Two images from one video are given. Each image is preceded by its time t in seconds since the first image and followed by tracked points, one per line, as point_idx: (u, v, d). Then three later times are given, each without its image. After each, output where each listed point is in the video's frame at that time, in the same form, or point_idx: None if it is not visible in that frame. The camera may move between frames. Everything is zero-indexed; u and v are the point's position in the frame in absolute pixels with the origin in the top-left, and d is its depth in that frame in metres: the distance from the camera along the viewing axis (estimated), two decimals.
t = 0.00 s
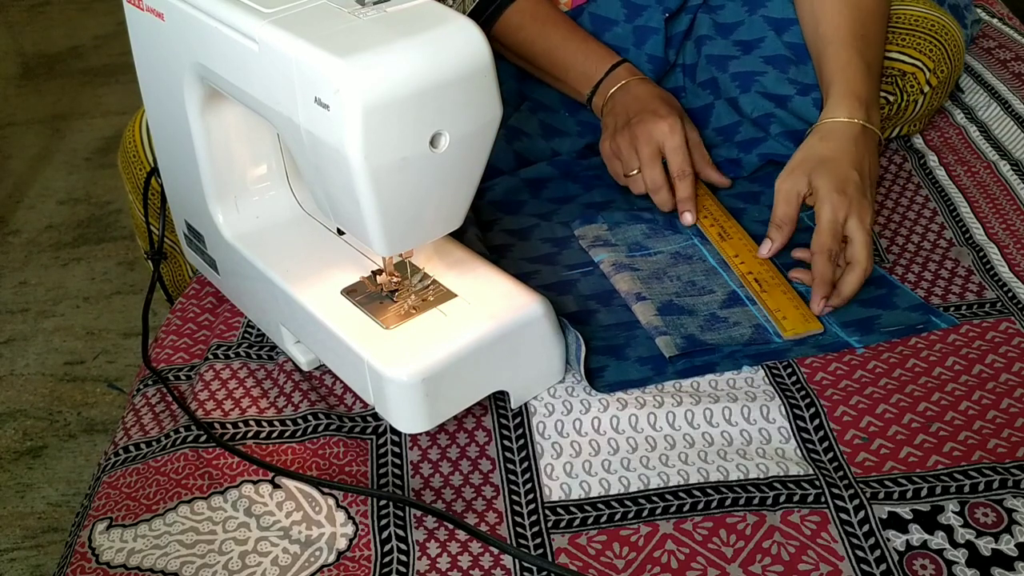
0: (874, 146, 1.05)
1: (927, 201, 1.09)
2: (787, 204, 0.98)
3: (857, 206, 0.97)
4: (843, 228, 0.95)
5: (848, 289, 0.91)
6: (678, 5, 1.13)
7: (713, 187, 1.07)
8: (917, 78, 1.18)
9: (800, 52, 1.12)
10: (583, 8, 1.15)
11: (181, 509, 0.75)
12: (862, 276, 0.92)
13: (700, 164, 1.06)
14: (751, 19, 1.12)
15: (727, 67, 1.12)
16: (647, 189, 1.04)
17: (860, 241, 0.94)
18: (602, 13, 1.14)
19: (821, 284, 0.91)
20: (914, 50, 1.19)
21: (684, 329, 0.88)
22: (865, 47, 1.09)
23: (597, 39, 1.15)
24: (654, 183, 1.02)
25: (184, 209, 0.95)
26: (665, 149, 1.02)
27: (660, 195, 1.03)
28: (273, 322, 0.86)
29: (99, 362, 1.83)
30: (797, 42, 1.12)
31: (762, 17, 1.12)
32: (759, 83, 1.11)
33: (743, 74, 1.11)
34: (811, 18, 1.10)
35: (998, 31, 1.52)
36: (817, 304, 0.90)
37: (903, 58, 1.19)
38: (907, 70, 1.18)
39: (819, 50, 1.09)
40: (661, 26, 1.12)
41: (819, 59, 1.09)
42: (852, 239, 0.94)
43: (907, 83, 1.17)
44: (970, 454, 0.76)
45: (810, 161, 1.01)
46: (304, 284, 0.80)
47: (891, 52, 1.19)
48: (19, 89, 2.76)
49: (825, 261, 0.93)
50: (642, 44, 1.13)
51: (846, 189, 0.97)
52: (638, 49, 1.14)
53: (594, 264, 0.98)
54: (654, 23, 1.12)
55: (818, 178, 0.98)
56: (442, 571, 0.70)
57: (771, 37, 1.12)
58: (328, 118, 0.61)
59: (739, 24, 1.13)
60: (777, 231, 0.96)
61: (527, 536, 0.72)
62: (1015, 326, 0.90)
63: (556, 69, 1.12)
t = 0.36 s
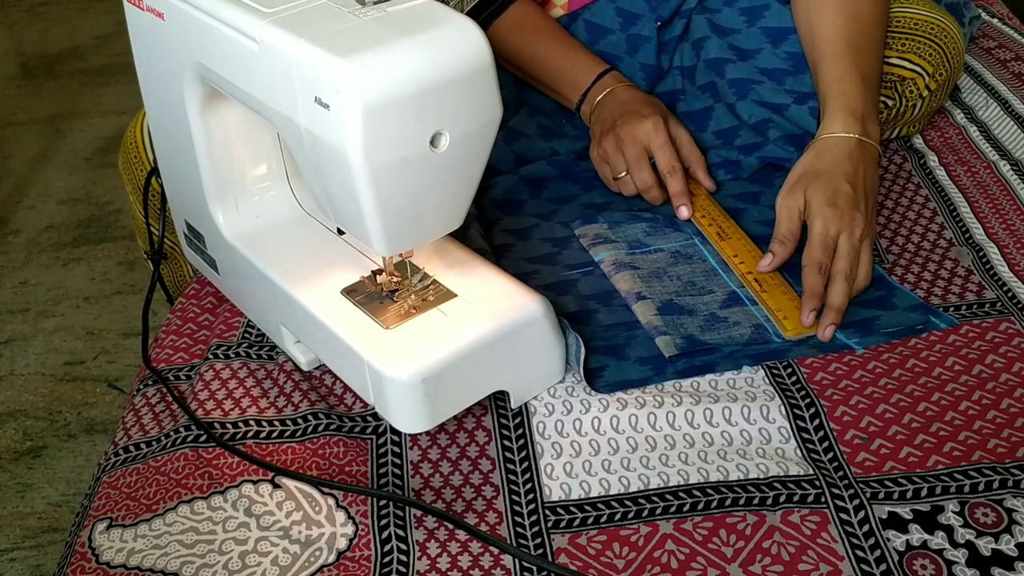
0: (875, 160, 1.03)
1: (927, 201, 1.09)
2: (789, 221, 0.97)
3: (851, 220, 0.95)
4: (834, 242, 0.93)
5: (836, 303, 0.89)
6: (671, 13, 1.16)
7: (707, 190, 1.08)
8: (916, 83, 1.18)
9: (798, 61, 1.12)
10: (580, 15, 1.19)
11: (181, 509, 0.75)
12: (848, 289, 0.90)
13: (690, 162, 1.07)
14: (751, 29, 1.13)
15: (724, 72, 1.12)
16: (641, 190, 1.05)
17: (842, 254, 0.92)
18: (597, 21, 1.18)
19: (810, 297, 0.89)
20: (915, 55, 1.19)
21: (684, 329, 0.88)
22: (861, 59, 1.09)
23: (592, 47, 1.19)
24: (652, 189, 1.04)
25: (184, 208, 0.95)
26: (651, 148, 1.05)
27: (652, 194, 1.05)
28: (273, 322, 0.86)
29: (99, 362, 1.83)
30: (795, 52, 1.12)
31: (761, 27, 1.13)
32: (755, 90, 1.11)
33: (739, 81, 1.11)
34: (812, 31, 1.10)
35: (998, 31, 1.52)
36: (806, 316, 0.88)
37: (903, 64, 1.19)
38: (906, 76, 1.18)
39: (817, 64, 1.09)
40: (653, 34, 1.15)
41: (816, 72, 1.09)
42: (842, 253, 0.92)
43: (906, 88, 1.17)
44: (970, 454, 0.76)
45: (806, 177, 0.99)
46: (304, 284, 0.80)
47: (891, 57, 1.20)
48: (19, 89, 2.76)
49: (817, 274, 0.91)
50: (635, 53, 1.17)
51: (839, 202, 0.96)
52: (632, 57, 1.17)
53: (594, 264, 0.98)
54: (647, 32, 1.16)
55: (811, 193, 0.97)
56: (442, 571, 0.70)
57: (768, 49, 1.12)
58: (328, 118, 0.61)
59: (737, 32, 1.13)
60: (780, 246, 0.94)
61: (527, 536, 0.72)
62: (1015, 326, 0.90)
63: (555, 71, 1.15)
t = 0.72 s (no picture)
0: (886, 179, 1.01)
1: (927, 201, 1.09)
2: (781, 224, 0.94)
3: (851, 240, 0.92)
4: (830, 259, 0.91)
5: (820, 321, 0.87)
6: (667, 20, 1.13)
7: (704, 193, 1.07)
8: (916, 84, 1.17)
9: (801, 79, 1.10)
10: (578, 17, 1.18)
11: (181, 509, 0.75)
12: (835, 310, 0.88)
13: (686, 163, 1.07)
14: (755, 43, 1.10)
15: (722, 84, 1.11)
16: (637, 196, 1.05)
17: (837, 272, 0.90)
18: (593, 25, 1.17)
19: (795, 312, 0.87)
20: (915, 56, 1.19)
21: (684, 330, 0.88)
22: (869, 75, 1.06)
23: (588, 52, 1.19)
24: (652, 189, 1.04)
25: (184, 208, 0.95)
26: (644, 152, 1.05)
27: (648, 197, 1.04)
28: (273, 322, 0.86)
29: (99, 361, 1.83)
30: (799, 69, 1.10)
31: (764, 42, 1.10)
32: (754, 105, 1.10)
33: (738, 94, 1.10)
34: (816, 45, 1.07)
35: (998, 30, 1.52)
36: (782, 326, 0.87)
37: (903, 64, 1.18)
38: (906, 76, 1.18)
39: (823, 79, 1.06)
40: (649, 41, 1.14)
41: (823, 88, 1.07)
42: (838, 270, 0.90)
43: (906, 88, 1.17)
44: (970, 454, 0.76)
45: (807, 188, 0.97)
46: (304, 284, 0.80)
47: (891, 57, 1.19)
48: (19, 89, 2.76)
49: (806, 291, 0.88)
50: (631, 58, 1.16)
51: (839, 220, 0.93)
52: (629, 64, 1.17)
53: (594, 264, 0.98)
54: (642, 38, 1.14)
55: (812, 207, 0.94)
56: (442, 571, 0.70)
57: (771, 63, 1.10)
58: (328, 118, 0.61)
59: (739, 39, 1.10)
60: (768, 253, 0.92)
61: (527, 536, 0.72)
62: (1016, 326, 0.90)
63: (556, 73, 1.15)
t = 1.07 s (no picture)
0: (890, 181, 1.01)
1: (927, 201, 1.09)
2: (788, 229, 0.94)
3: (858, 239, 0.92)
4: (838, 258, 0.91)
5: (821, 320, 0.87)
6: (665, 23, 1.13)
7: (703, 195, 1.08)
8: (916, 85, 1.17)
9: (801, 80, 1.10)
10: (578, 20, 1.19)
11: (181, 509, 0.75)
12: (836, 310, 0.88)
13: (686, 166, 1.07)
14: (755, 46, 1.10)
15: (722, 87, 1.11)
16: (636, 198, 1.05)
17: (842, 270, 0.90)
18: (593, 29, 1.17)
19: (805, 306, 0.87)
20: (915, 58, 1.19)
21: (684, 330, 0.88)
22: (872, 77, 1.06)
23: (587, 56, 1.19)
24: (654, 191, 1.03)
25: (185, 208, 0.95)
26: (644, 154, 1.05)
27: (647, 197, 1.04)
28: (273, 322, 0.86)
29: (99, 362, 1.83)
30: (800, 71, 1.10)
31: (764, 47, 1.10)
32: (754, 108, 1.10)
33: (738, 98, 1.10)
34: (818, 50, 1.07)
35: (998, 31, 1.52)
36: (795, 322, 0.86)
37: (904, 66, 1.18)
38: (906, 78, 1.18)
39: (827, 82, 1.06)
40: (647, 44, 1.14)
41: (826, 91, 1.07)
42: (844, 269, 0.90)
43: (905, 90, 1.17)
44: (970, 454, 0.76)
45: (814, 189, 0.97)
46: (304, 284, 0.80)
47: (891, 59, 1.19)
48: (19, 89, 2.76)
49: (817, 284, 0.88)
50: (630, 62, 1.16)
51: (846, 219, 0.93)
52: (627, 67, 1.17)
53: (594, 264, 0.98)
54: (641, 41, 1.15)
55: (818, 207, 0.94)
56: (442, 571, 0.70)
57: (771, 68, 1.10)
58: (329, 118, 0.61)
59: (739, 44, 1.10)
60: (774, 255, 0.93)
61: (527, 536, 0.72)
62: (1015, 326, 0.90)
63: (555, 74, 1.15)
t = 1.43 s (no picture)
0: (892, 177, 1.01)
1: (927, 201, 1.09)
2: (785, 229, 0.94)
3: (855, 239, 0.91)
4: (832, 259, 0.91)
5: (816, 319, 0.87)
6: (666, 23, 1.13)
7: (702, 196, 1.08)
8: (917, 84, 1.17)
9: (802, 80, 1.09)
10: (579, 19, 1.18)
11: (181, 509, 0.75)
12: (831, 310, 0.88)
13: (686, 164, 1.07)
14: (755, 46, 1.10)
15: (722, 87, 1.11)
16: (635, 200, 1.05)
17: (835, 271, 0.90)
18: (593, 29, 1.18)
19: (794, 310, 0.87)
20: (915, 56, 1.19)
21: (684, 330, 0.88)
22: (873, 73, 1.06)
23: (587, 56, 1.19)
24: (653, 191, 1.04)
25: (184, 208, 0.95)
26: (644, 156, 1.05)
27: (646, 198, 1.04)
28: (273, 322, 0.86)
29: (99, 361, 1.83)
30: (799, 70, 1.09)
31: (765, 46, 1.09)
32: (753, 108, 1.10)
33: (738, 98, 1.10)
34: (818, 47, 1.06)
35: (998, 30, 1.52)
36: (782, 325, 0.87)
37: (905, 64, 1.18)
38: (907, 76, 1.17)
39: (827, 79, 1.06)
40: (648, 44, 1.14)
41: (826, 88, 1.06)
42: (837, 270, 0.90)
43: (906, 89, 1.17)
44: (970, 454, 0.76)
45: (812, 190, 0.96)
46: (304, 284, 0.80)
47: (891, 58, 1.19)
48: (19, 89, 2.76)
49: (805, 289, 0.88)
50: (631, 62, 1.16)
51: (844, 219, 0.92)
52: (628, 68, 1.17)
53: (594, 264, 0.98)
54: (642, 42, 1.15)
55: (816, 207, 0.94)
56: (442, 571, 0.70)
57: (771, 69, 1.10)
58: (329, 118, 0.61)
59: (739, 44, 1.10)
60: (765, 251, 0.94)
61: (527, 536, 0.72)
62: (1015, 326, 0.90)
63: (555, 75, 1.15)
